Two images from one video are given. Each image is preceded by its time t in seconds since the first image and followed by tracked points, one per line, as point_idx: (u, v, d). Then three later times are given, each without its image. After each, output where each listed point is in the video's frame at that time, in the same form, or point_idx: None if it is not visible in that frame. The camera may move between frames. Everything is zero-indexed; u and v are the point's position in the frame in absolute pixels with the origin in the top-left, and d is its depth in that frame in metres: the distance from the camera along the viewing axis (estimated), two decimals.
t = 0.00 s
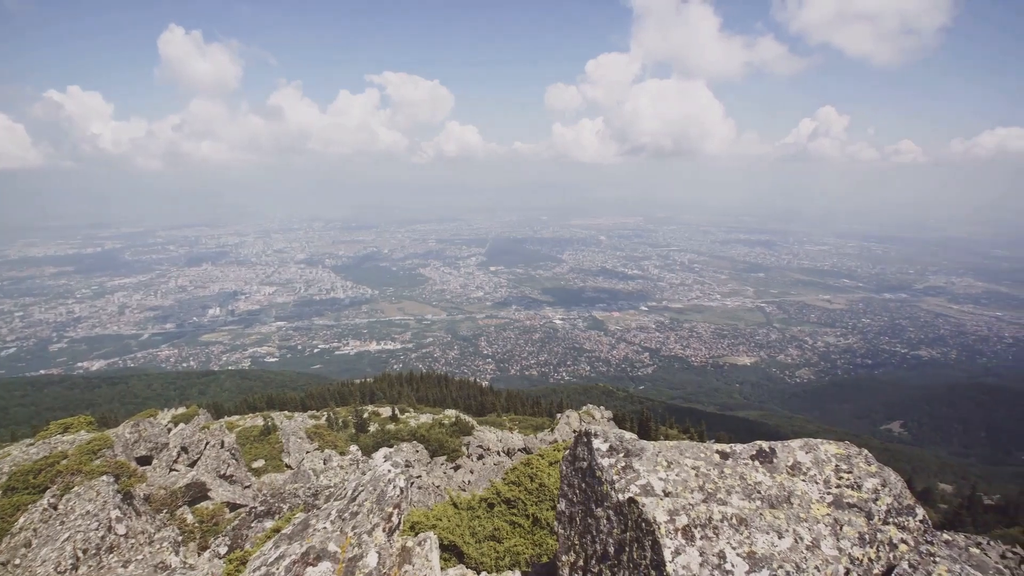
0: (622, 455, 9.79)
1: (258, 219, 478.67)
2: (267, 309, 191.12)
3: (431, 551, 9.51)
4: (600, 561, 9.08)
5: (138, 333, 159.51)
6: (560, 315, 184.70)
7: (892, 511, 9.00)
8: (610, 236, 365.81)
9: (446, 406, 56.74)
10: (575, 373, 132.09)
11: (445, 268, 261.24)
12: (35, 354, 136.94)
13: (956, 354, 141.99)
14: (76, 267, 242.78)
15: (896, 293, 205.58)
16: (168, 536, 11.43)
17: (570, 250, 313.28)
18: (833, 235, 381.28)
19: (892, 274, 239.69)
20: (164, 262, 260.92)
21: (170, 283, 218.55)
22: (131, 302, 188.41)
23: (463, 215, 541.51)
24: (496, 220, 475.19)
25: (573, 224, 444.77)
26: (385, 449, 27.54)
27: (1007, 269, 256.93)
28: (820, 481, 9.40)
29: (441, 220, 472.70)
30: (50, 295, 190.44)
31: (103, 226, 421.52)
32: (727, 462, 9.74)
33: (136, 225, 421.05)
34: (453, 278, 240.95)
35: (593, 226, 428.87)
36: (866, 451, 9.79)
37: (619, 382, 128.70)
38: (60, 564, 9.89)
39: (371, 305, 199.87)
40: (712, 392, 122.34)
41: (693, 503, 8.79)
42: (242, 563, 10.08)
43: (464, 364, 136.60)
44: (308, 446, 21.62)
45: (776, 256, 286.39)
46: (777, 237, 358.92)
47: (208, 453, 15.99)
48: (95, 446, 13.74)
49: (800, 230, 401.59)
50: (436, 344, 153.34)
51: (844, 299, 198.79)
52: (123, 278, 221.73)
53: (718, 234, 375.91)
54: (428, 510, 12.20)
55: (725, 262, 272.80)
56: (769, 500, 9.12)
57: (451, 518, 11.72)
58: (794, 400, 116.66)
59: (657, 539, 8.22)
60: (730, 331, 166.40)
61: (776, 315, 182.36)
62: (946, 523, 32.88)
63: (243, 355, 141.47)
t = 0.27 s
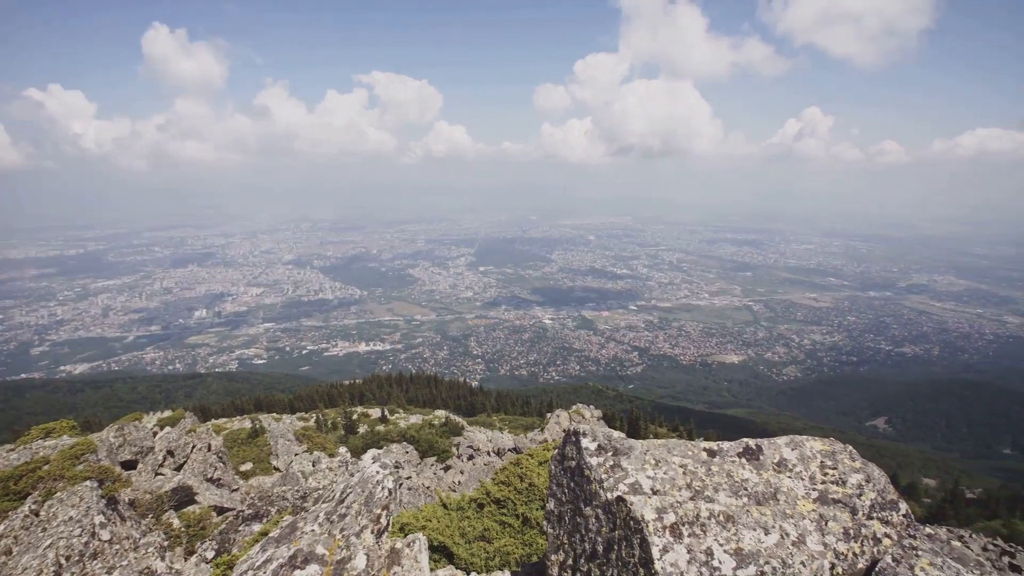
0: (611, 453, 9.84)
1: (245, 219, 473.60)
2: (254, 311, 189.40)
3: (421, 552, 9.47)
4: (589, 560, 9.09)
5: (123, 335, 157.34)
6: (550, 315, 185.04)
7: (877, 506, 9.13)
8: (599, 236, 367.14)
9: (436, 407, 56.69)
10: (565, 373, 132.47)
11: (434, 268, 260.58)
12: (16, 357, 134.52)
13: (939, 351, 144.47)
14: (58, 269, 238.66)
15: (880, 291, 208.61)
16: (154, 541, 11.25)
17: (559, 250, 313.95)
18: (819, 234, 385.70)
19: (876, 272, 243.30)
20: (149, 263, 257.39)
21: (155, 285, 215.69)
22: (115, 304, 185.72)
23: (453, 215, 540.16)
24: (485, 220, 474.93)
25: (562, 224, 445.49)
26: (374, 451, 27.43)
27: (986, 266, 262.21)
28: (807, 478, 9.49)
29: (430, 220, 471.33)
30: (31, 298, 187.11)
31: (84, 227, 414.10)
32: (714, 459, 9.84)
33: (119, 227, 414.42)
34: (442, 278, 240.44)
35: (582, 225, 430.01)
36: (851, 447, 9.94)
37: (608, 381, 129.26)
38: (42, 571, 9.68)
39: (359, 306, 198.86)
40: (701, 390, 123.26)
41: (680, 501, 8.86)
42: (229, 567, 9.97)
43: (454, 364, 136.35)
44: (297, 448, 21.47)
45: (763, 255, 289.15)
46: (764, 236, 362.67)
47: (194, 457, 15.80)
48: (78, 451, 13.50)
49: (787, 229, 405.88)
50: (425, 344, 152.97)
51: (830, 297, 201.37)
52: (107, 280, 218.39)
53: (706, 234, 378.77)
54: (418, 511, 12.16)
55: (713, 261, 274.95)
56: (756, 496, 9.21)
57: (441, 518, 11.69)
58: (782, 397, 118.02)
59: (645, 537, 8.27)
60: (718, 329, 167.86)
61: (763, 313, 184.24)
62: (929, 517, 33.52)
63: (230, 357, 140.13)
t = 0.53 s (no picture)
0: (598, 452, 9.88)
1: (230, 220, 467.77)
2: (240, 312, 187.33)
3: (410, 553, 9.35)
4: (576, 559, 9.13)
5: (105, 338, 154.74)
6: (538, 315, 185.34)
7: (860, 501, 9.28)
8: (587, 235, 368.41)
9: (425, 408, 56.57)
10: (553, 373, 132.77)
11: (422, 269, 259.74)
12: None
13: (920, 348, 147.21)
14: (38, 271, 233.80)
15: (864, 289, 211.78)
16: (138, 548, 11.07)
17: (548, 250, 314.61)
18: (804, 233, 390.42)
19: (859, 271, 247.24)
20: (132, 265, 253.30)
21: (138, 287, 212.46)
22: (97, 306, 182.48)
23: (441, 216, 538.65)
24: (474, 220, 474.41)
25: (550, 224, 446.35)
26: (362, 452, 27.28)
27: (967, 264, 267.31)
28: (791, 474, 9.61)
29: (419, 220, 469.96)
30: (10, 301, 183.17)
31: (63, 228, 405.39)
32: (701, 457, 9.90)
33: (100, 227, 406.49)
34: (431, 279, 239.79)
35: (570, 225, 431.18)
36: (835, 443, 10.07)
37: (597, 381, 129.78)
38: None
39: (347, 307, 197.60)
40: (690, 389, 124.23)
41: (667, 500, 8.91)
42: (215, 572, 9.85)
43: (443, 365, 135.98)
44: (284, 451, 21.33)
45: (749, 254, 292.10)
46: (750, 236, 366.54)
47: (179, 461, 15.60)
48: (59, 456, 13.23)
49: (772, 229, 410.44)
50: (414, 345, 152.42)
51: (815, 295, 204.06)
52: (88, 282, 214.41)
53: (693, 233, 381.63)
54: (406, 513, 12.12)
55: (700, 260, 277.12)
56: (742, 494, 9.30)
57: (430, 519, 11.69)
58: (769, 394, 119.36)
59: (632, 536, 8.31)
60: (706, 328, 169.34)
61: (749, 311, 186.21)
62: (913, 511, 34.14)
63: (216, 360, 138.48)
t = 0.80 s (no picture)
0: (586, 451, 9.91)
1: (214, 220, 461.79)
2: (226, 314, 185.12)
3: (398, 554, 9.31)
4: (565, 557, 9.15)
5: (87, 342, 152.11)
6: (527, 315, 185.57)
7: (843, 496, 9.42)
8: (575, 235, 369.49)
9: (413, 409, 56.44)
10: (542, 372, 133.02)
11: (410, 269, 258.81)
12: None
13: (903, 345, 149.86)
14: (16, 273, 228.94)
15: (847, 287, 214.88)
16: (121, 554, 10.87)
17: (536, 250, 315.08)
18: (789, 232, 395.14)
19: (843, 269, 250.91)
20: (114, 267, 249.07)
21: (121, 289, 209.05)
22: (78, 309, 179.25)
23: (429, 216, 536.85)
24: (462, 220, 473.58)
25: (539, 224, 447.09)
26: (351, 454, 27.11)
27: (947, 262, 272.53)
28: (776, 470, 9.71)
29: (406, 221, 468.01)
30: None
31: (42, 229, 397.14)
32: (688, 454, 9.99)
33: (80, 229, 398.57)
34: (419, 279, 238.99)
35: (559, 225, 432.10)
36: (819, 439, 10.21)
37: (585, 380, 130.32)
38: None
39: (335, 308, 196.28)
40: (678, 387, 125.10)
41: (655, 497, 8.96)
42: None
43: (431, 365, 135.61)
44: (272, 453, 21.17)
45: (735, 253, 294.99)
46: (736, 235, 370.10)
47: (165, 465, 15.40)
48: (39, 462, 12.99)
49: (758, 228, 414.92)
50: (402, 345, 151.86)
51: (800, 293, 206.70)
52: (69, 284, 210.37)
53: (680, 232, 384.48)
54: (394, 514, 12.06)
55: (687, 259, 279.18)
56: (728, 490, 9.38)
57: (419, 520, 11.64)
58: (755, 392, 120.71)
59: (619, 534, 8.36)
60: (693, 327, 170.75)
61: (736, 310, 188.11)
62: (896, 505, 34.76)
63: (201, 362, 136.85)
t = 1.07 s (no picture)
0: (574, 449, 9.97)
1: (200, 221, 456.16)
2: (213, 316, 183.20)
3: (387, 557, 9.24)
4: (554, 557, 9.17)
5: (70, 345, 149.76)
6: (517, 314, 185.77)
7: (828, 492, 9.56)
8: (565, 235, 370.28)
9: (404, 409, 56.39)
10: (532, 372, 133.31)
11: (399, 269, 257.92)
12: None
13: (888, 342, 152.18)
14: None
15: (833, 286, 217.60)
16: (104, 561, 10.74)
17: (525, 250, 315.44)
18: (776, 232, 399.20)
19: (828, 267, 254.17)
20: (97, 268, 245.19)
21: (105, 291, 205.89)
22: (61, 312, 176.34)
23: (418, 216, 534.97)
24: (451, 221, 472.64)
25: (528, 224, 447.55)
26: (340, 456, 26.96)
27: (930, 261, 277.02)
28: (763, 467, 9.81)
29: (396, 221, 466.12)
30: None
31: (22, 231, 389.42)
32: (675, 452, 10.07)
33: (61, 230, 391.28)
34: (408, 279, 238.20)
35: (548, 225, 432.79)
36: (805, 436, 10.33)
37: (575, 380, 130.80)
38: None
39: (323, 309, 195.09)
40: (667, 386, 125.84)
41: (643, 495, 9.02)
42: None
43: (421, 366, 135.26)
44: (260, 456, 21.03)
45: (723, 252, 297.46)
46: (724, 234, 373.11)
47: (151, 469, 15.21)
48: (22, 466, 12.82)
49: (746, 228, 418.81)
50: (392, 346, 151.35)
51: (787, 292, 209.02)
52: (51, 287, 206.69)
53: (669, 232, 386.96)
54: (383, 516, 12.03)
55: (676, 259, 280.98)
56: (716, 487, 9.44)
57: (409, 521, 11.60)
58: (744, 390, 121.94)
59: (608, 533, 8.40)
60: (682, 326, 172.02)
61: (724, 309, 189.77)
62: (882, 500, 35.26)
63: (188, 365, 135.38)
